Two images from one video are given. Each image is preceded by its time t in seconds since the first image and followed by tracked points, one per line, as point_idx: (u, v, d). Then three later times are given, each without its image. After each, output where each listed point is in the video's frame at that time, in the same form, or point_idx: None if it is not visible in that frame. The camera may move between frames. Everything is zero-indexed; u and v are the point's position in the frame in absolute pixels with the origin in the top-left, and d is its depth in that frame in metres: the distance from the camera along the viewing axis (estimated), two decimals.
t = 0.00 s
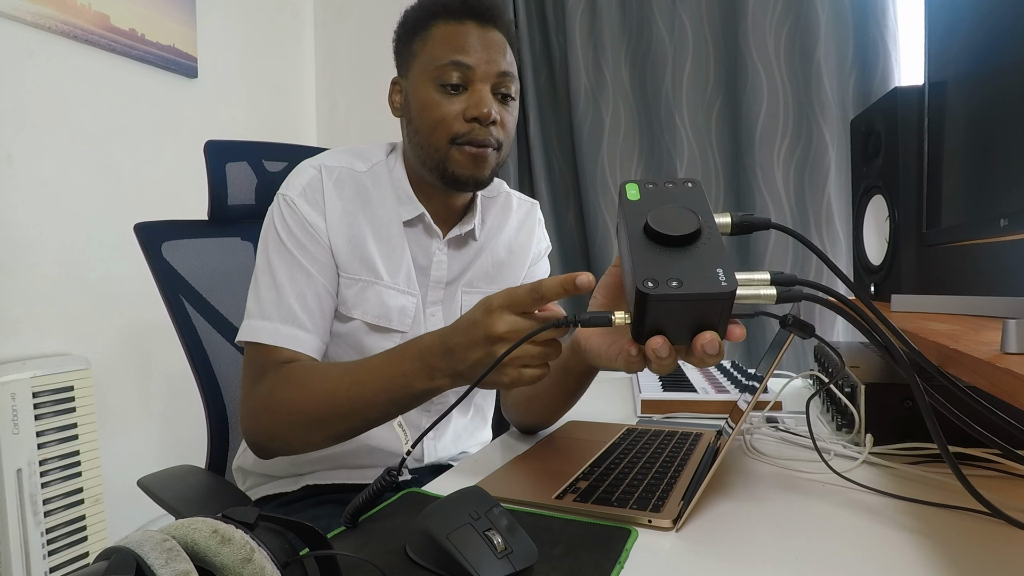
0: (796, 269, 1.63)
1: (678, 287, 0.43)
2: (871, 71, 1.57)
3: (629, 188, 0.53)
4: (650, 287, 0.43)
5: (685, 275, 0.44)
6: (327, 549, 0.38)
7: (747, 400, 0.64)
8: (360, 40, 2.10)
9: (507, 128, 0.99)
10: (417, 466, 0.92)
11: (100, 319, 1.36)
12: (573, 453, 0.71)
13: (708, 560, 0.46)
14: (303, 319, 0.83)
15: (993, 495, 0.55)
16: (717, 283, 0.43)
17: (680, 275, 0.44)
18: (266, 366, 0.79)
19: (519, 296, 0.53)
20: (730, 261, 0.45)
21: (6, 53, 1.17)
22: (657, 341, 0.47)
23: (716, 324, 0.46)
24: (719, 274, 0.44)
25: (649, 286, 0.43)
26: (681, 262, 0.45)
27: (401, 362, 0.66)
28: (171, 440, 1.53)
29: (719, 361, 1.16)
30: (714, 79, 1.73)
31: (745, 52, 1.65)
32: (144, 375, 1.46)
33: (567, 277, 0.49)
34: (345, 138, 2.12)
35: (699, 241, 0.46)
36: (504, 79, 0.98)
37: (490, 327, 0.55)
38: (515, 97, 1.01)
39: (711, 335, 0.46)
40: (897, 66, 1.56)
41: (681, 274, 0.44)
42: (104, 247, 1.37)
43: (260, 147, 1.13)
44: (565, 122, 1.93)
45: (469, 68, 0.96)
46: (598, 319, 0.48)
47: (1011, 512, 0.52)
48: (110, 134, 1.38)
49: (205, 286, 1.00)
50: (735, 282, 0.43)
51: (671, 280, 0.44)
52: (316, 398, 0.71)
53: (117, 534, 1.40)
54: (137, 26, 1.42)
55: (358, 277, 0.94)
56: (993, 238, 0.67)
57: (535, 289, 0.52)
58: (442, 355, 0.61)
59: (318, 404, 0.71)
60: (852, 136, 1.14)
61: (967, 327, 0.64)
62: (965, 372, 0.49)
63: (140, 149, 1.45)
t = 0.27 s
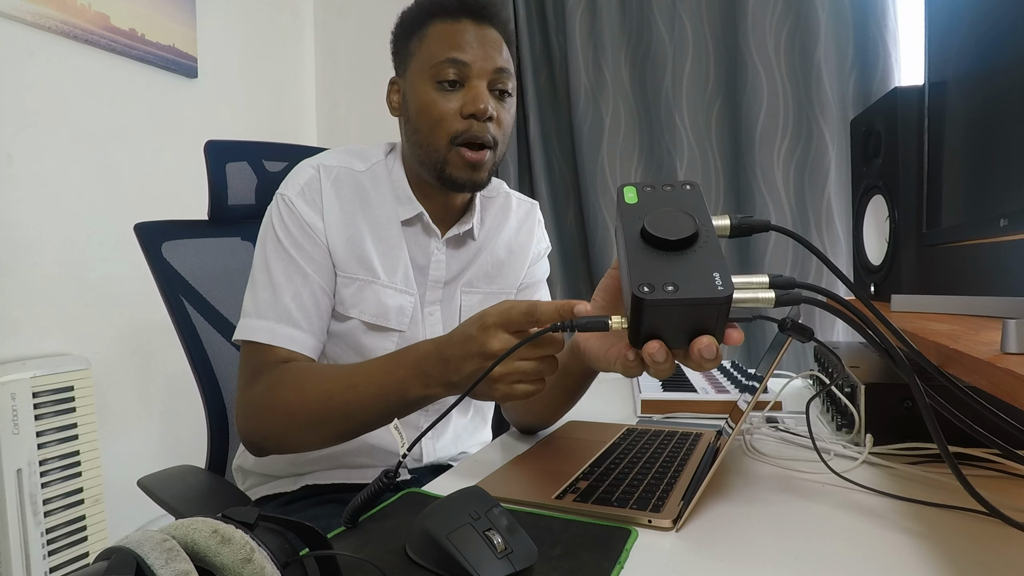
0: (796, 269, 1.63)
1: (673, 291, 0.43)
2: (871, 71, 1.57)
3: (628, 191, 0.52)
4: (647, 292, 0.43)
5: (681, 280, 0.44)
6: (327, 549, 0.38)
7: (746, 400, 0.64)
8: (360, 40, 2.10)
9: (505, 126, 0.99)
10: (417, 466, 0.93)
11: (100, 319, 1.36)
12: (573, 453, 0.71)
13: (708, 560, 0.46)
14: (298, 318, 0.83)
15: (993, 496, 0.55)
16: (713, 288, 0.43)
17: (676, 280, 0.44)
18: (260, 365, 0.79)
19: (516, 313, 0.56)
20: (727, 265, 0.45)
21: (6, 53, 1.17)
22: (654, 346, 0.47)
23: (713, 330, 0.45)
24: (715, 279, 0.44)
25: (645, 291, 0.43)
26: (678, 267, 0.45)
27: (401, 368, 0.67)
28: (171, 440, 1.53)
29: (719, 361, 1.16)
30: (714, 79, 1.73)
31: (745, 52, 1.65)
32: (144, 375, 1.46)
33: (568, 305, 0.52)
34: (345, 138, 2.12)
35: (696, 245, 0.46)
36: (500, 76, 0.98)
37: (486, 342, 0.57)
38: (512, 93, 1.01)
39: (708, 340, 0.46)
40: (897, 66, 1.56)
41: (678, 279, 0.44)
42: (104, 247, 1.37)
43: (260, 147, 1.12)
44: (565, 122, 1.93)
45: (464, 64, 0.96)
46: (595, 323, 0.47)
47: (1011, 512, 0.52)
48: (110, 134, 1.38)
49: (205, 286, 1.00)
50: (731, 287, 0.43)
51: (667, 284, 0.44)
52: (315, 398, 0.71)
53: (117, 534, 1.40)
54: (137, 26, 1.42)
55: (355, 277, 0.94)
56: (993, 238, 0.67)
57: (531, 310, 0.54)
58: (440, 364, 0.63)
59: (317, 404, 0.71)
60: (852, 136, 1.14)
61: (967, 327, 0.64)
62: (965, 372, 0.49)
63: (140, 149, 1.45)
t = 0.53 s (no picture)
0: (796, 269, 1.63)
1: (657, 298, 0.44)
2: (871, 71, 1.57)
3: (624, 196, 0.52)
4: (631, 298, 0.44)
5: (667, 286, 0.44)
6: (327, 549, 0.38)
7: (747, 400, 0.64)
8: (360, 40, 2.10)
9: (493, 121, 0.98)
10: (417, 465, 0.93)
11: (100, 319, 1.36)
12: (574, 453, 0.71)
13: (708, 560, 0.46)
14: (289, 316, 0.83)
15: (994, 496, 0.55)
16: (700, 295, 0.43)
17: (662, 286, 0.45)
18: (247, 359, 0.79)
19: (460, 234, 0.48)
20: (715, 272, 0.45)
21: (6, 53, 1.18)
22: (643, 352, 0.47)
23: (703, 337, 0.45)
24: (702, 286, 0.44)
25: (631, 299, 0.44)
26: (666, 272, 0.45)
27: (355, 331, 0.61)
28: (171, 440, 1.53)
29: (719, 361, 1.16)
30: (714, 79, 1.73)
31: (745, 51, 1.65)
32: (144, 376, 1.46)
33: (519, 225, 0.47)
34: (345, 137, 2.12)
35: (686, 251, 0.47)
36: (490, 73, 0.98)
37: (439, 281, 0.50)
38: (503, 90, 1.01)
39: (698, 345, 0.46)
40: (897, 66, 1.56)
41: (664, 286, 0.44)
42: (104, 247, 1.37)
43: (260, 147, 1.13)
44: (565, 122, 1.93)
45: (453, 59, 0.96)
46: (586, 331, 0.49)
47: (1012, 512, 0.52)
48: (110, 134, 1.38)
49: (205, 286, 1.00)
50: (716, 293, 0.43)
51: (652, 291, 0.44)
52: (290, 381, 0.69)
53: (117, 534, 1.40)
54: (137, 26, 1.42)
55: (351, 277, 0.94)
56: (993, 238, 0.67)
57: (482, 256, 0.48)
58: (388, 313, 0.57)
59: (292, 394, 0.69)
60: (852, 136, 1.14)
61: (967, 327, 0.64)
62: (965, 372, 0.49)
63: (140, 149, 1.45)
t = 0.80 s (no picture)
0: (796, 269, 1.62)
1: (637, 311, 0.45)
2: (872, 71, 1.57)
3: (614, 204, 0.53)
4: (612, 311, 0.46)
5: (648, 298, 0.46)
6: (327, 549, 0.38)
7: (747, 400, 0.64)
8: (360, 40, 2.10)
9: (495, 118, 0.98)
10: (417, 464, 0.93)
11: (100, 319, 1.36)
12: (574, 453, 0.71)
13: (708, 560, 0.46)
14: (285, 307, 0.83)
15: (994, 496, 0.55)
16: (679, 307, 0.44)
17: (643, 298, 0.46)
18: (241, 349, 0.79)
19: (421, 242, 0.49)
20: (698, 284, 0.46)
21: (7, 53, 1.18)
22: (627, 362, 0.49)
23: (686, 348, 0.47)
24: (682, 298, 0.45)
25: (611, 311, 0.46)
26: (648, 283, 0.47)
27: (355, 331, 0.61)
28: (171, 440, 1.53)
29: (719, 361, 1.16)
30: (714, 79, 1.73)
31: (745, 51, 1.65)
32: (144, 376, 1.46)
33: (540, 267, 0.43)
34: (345, 137, 2.12)
35: (671, 262, 0.47)
36: (492, 73, 0.98)
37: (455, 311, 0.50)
38: (505, 90, 1.01)
39: (680, 356, 0.47)
40: (898, 66, 1.56)
41: (644, 297, 0.46)
42: (104, 247, 1.37)
43: (259, 147, 1.12)
44: (565, 122, 1.93)
45: (456, 58, 0.96)
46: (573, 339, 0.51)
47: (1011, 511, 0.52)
48: (109, 134, 1.38)
49: (205, 286, 1.00)
50: (696, 306, 0.44)
51: (633, 303, 0.46)
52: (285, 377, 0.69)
53: (117, 534, 1.40)
54: (137, 27, 1.42)
55: (349, 272, 0.94)
56: (993, 238, 0.67)
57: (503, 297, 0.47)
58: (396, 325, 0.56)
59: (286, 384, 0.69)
60: (852, 136, 1.14)
61: (967, 327, 0.64)
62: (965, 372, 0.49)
63: (140, 149, 1.45)
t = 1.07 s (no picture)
0: (796, 269, 1.62)
1: (634, 316, 0.46)
2: (872, 70, 1.57)
3: (616, 211, 0.53)
4: (611, 316, 0.47)
5: (644, 302, 0.46)
6: (327, 549, 0.38)
7: (747, 400, 0.64)
8: (360, 40, 2.10)
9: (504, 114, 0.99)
10: (419, 463, 0.93)
11: (100, 319, 1.36)
12: (574, 453, 0.71)
13: (708, 559, 0.46)
14: (291, 313, 0.82)
15: (994, 495, 0.55)
16: (674, 313, 0.45)
17: (640, 302, 0.47)
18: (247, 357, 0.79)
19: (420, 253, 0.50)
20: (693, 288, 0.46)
21: (6, 53, 1.18)
22: (627, 366, 0.51)
23: (682, 352, 0.48)
24: (677, 304, 0.46)
25: (608, 317, 0.47)
26: (646, 289, 0.47)
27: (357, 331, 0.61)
28: (171, 440, 1.53)
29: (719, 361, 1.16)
30: (714, 79, 1.73)
31: (745, 51, 1.65)
32: (144, 376, 1.46)
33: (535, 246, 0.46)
34: (345, 137, 2.12)
35: (669, 266, 0.48)
36: (497, 69, 0.99)
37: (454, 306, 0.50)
38: (508, 86, 1.01)
39: (678, 360, 0.48)
40: (897, 66, 1.56)
41: (641, 303, 0.47)
42: (104, 247, 1.37)
43: (260, 147, 1.12)
44: (565, 121, 1.93)
45: (463, 58, 0.96)
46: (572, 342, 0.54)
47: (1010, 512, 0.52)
48: (109, 134, 1.37)
49: (205, 286, 1.00)
50: (690, 311, 0.45)
51: (630, 309, 0.47)
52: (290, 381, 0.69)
53: (117, 534, 1.40)
54: (137, 26, 1.42)
55: (352, 275, 0.94)
56: (993, 238, 0.67)
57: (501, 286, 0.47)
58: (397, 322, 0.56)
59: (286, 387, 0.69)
60: (852, 136, 1.13)
61: (967, 327, 0.64)
62: (965, 372, 0.49)
63: (140, 150, 1.45)
